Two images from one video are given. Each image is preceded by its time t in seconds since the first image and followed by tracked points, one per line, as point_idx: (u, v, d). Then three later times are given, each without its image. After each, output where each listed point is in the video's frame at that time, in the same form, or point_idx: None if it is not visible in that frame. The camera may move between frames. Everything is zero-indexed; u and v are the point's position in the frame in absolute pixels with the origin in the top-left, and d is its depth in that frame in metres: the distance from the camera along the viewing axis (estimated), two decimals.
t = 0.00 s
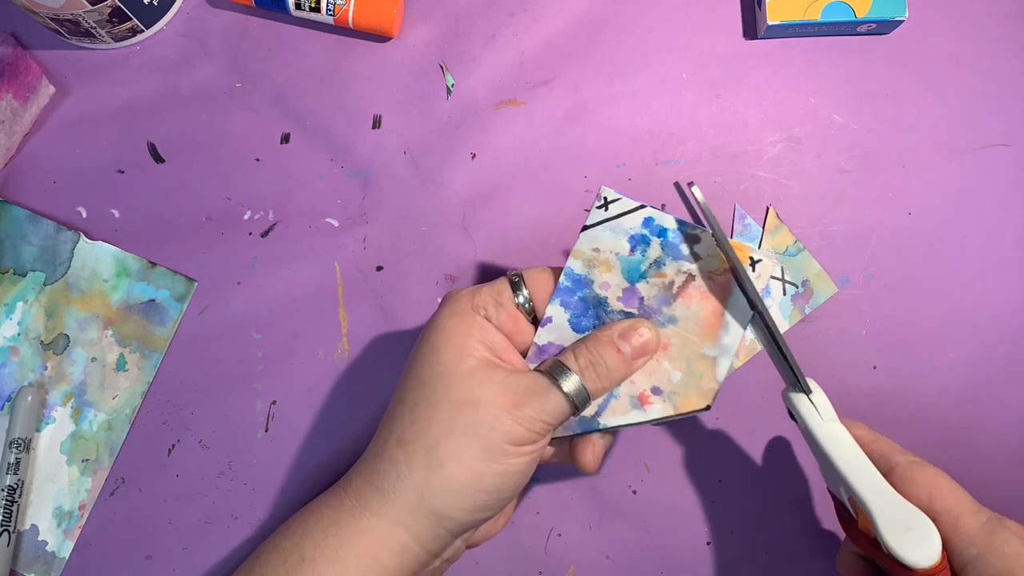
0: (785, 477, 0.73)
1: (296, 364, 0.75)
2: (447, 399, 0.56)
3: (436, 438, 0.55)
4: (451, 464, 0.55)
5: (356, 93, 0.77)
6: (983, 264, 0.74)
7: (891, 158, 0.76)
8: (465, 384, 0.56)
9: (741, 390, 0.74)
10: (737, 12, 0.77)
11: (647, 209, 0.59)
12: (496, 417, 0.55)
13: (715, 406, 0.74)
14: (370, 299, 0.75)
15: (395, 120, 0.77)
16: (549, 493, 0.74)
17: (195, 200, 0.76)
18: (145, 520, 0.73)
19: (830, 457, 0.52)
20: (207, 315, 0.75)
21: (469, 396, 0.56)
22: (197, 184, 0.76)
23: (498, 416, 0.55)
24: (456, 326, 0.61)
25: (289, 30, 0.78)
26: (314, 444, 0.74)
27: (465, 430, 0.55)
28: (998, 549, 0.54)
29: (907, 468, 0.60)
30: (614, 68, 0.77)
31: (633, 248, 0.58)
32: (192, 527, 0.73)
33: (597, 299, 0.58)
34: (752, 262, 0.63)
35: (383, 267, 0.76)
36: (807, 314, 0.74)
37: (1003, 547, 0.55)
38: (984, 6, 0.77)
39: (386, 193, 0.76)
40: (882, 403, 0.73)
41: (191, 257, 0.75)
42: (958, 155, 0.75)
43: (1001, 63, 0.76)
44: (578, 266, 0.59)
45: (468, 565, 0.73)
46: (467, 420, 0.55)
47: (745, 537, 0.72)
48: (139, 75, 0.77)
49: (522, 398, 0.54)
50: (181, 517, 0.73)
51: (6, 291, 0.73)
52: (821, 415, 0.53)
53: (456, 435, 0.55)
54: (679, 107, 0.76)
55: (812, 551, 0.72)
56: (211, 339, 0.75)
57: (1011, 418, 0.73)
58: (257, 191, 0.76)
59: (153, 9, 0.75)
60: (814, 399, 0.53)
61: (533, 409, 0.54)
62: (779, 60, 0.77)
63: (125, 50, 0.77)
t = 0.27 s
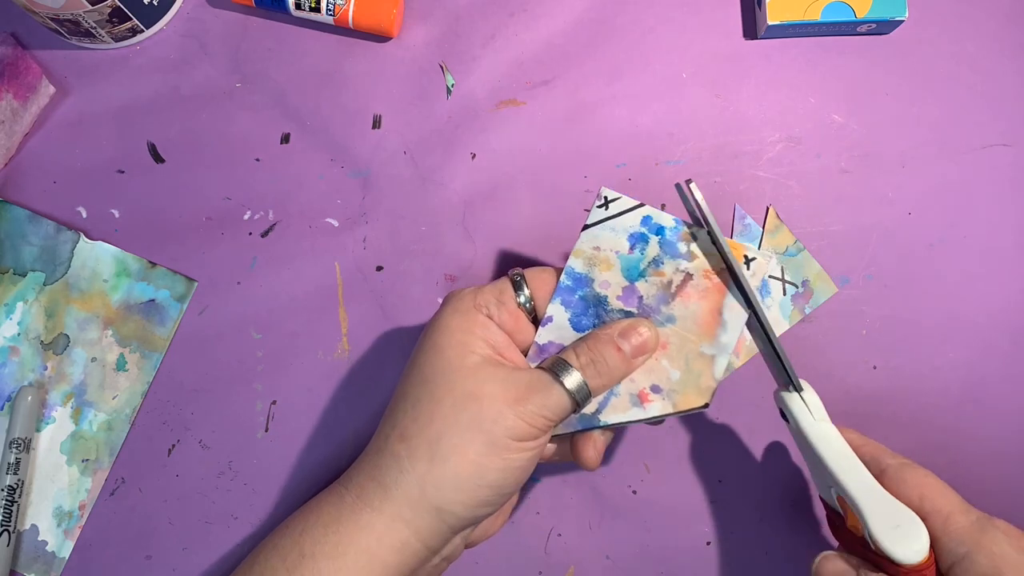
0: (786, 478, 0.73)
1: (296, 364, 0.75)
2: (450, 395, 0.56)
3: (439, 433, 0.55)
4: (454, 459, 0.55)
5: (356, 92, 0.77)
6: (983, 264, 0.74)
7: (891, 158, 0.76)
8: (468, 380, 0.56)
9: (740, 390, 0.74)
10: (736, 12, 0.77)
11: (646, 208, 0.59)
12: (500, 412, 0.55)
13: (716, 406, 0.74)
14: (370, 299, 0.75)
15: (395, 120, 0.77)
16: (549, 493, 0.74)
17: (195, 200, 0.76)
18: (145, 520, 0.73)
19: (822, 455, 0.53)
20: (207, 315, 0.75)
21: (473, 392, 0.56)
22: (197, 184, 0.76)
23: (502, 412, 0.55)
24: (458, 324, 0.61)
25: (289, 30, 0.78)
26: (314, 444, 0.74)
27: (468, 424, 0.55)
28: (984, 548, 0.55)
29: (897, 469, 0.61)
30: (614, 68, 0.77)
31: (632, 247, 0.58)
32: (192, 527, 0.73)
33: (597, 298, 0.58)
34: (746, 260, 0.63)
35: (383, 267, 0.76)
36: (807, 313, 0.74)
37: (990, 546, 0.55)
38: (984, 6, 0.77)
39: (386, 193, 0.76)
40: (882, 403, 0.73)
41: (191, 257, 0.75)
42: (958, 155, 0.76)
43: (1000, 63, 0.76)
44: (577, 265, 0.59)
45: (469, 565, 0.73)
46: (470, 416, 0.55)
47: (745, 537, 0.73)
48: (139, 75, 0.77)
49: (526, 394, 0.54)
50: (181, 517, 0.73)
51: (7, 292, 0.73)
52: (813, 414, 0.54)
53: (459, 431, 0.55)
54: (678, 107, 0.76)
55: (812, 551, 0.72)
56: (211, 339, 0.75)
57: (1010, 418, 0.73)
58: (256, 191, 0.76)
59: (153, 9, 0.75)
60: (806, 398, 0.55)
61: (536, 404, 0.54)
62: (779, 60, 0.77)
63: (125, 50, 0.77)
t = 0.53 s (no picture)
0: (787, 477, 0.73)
1: (296, 364, 0.75)
2: (402, 374, 0.57)
3: (397, 413, 0.56)
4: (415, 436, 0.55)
5: (356, 92, 0.77)
6: (983, 265, 0.74)
7: (891, 158, 0.76)
8: (419, 357, 0.57)
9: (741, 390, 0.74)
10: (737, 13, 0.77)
11: (653, 158, 0.58)
12: (458, 385, 0.55)
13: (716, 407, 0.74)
14: (370, 299, 0.75)
15: (395, 120, 0.77)
16: (549, 493, 0.74)
17: (195, 200, 0.76)
18: (145, 520, 0.73)
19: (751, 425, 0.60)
20: (207, 315, 0.75)
21: (426, 367, 0.56)
22: (197, 183, 0.76)
23: (458, 385, 0.55)
24: (404, 303, 0.61)
25: (289, 30, 0.78)
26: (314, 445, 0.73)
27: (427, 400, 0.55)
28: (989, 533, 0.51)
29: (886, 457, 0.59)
30: (614, 68, 0.77)
31: (630, 194, 0.58)
32: (191, 527, 0.73)
33: (584, 239, 0.58)
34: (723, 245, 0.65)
35: (383, 267, 0.75)
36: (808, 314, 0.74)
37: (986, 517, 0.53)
38: (984, 6, 0.77)
39: (387, 193, 0.76)
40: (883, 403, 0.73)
41: (191, 257, 0.75)
42: (958, 155, 0.75)
43: (1001, 63, 0.76)
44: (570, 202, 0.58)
45: (468, 565, 0.73)
46: (424, 393, 0.56)
47: (745, 537, 0.72)
48: (139, 75, 0.77)
49: (481, 365, 0.55)
50: (181, 517, 0.73)
51: (6, 291, 0.73)
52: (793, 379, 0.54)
53: (418, 407, 0.55)
54: (679, 106, 0.76)
55: (812, 552, 0.72)
56: (211, 339, 0.75)
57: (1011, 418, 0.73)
58: (256, 191, 0.76)
59: (153, 9, 0.75)
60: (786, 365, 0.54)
61: (492, 373, 0.55)
62: (779, 60, 0.77)
63: (125, 50, 0.77)
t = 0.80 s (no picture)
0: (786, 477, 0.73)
1: (296, 364, 0.75)
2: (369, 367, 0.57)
3: (371, 405, 0.55)
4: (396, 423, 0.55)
5: (356, 92, 0.77)
6: (983, 264, 0.74)
7: (891, 158, 0.76)
8: (379, 348, 0.57)
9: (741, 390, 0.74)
10: (736, 13, 0.77)
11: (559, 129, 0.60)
12: (427, 363, 0.55)
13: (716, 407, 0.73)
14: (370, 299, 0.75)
15: (395, 120, 0.77)
16: (549, 493, 0.74)
17: (195, 200, 0.76)
18: (145, 520, 0.73)
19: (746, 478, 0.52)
20: (207, 315, 0.75)
21: (389, 355, 0.56)
22: (198, 183, 0.76)
23: (424, 363, 0.55)
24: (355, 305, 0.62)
25: (289, 30, 0.78)
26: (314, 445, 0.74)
27: (397, 385, 0.55)
28: None
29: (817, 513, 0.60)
30: (614, 68, 0.77)
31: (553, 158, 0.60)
32: (192, 527, 0.73)
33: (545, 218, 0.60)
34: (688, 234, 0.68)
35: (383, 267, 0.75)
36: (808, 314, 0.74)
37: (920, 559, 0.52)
38: (984, 6, 0.77)
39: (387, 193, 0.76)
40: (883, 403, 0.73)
41: (191, 257, 0.75)
42: (958, 155, 0.75)
43: (1000, 63, 0.76)
44: (550, 163, 0.60)
45: (468, 565, 0.73)
46: (394, 380, 0.55)
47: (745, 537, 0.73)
48: (139, 75, 0.77)
49: (442, 339, 0.56)
50: (181, 517, 0.73)
51: (6, 292, 0.73)
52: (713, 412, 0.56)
53: (390, 395, 0.55)
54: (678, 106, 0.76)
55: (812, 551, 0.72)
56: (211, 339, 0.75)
57: (1010, 418, 0.73)
58: (257, 192, 0.76)
59: (153, 9, 0.75)
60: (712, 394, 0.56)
61: (456, 345, 0.56)
62: (779, 60, 0.77)
63: (125, 50, 0.77)
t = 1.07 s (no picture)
0: (786, 477, 0.73)
1: (296, 364, 0.75)
2: (359, 376, 0.57)
3: (363, 413, 0.56)
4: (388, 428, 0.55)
5: (356, 92, 0.77)
6: (983, 264, 0.75)
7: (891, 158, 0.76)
8: (368, 357, 0.58)
9: (741, 390, 0.74)
10: (736, 13, 0.77)
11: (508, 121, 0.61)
12: (416, 368, 0.56)
13: (716, 407, 0.73)
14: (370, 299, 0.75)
15: (395, 120, 0.77)
16: (549, 493, 0.74)
17: (195, 200, 0.76)
18: (145, 520, 0.73)
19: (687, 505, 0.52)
20: (207, 315, 0.75)
21: (377, 363, 0.57)
22: (198, 183, 0.76)
23: (413, 369, 0.56)
24: (345, 317, 0.62)
25: (289, 30, 0.78)
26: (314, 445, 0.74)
27: (387, 390, 0.56)
28: None
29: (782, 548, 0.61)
30: (614, 68, 0.77)
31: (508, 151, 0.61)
32: (192, 527, 0.73)
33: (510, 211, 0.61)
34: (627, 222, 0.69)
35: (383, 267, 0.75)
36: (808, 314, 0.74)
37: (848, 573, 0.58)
38: (983, 6, 0.77)
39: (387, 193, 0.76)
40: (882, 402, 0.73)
41: (192, 257, 0.76)
42: (957, 155, 0.76)
43: (1000, 63, 0.76)
44: (508, 157, 0.61)
45: (468, 565, 0.73)
46: (385, 389, 0.56)
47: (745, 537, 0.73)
48: (139, 75, 0.77)
49: (427, 343, 0.56)
50: (181, 518, 0.73)
51: (6, 292, 0.73)
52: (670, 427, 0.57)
53: (381, 401, 0.56)
54: (678, 106, 0.76)
55: (812, 551, 0.72)
56: (211, 339, 0.75)
57: (1010, 417, 0.73)
58: (257, 192, 0.76)
59: (153, 9, 0.75)
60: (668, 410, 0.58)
61: (440, 349, 0.56)
62: (779, 60, 0.77)
63: (125, 50, 0.77)
